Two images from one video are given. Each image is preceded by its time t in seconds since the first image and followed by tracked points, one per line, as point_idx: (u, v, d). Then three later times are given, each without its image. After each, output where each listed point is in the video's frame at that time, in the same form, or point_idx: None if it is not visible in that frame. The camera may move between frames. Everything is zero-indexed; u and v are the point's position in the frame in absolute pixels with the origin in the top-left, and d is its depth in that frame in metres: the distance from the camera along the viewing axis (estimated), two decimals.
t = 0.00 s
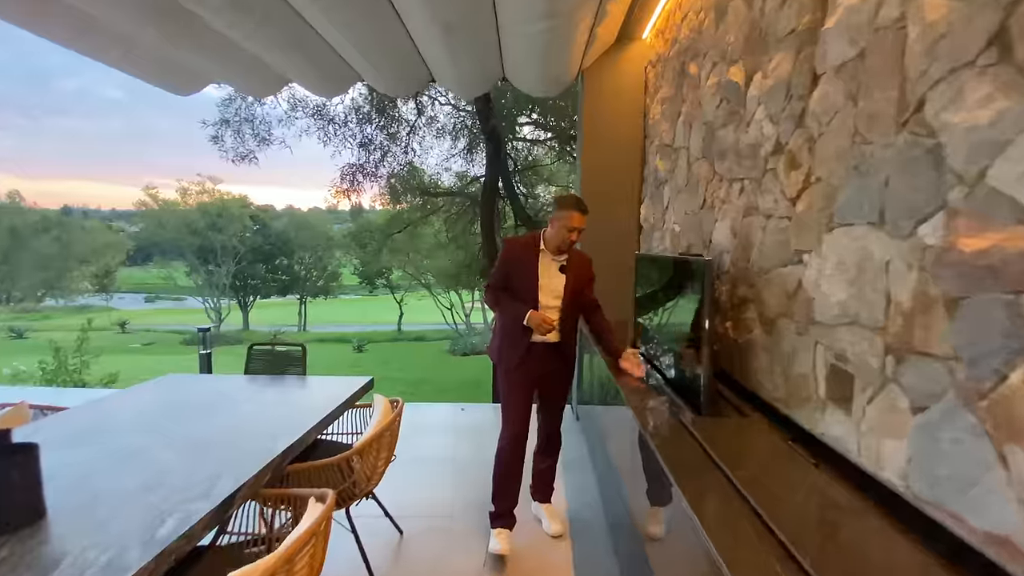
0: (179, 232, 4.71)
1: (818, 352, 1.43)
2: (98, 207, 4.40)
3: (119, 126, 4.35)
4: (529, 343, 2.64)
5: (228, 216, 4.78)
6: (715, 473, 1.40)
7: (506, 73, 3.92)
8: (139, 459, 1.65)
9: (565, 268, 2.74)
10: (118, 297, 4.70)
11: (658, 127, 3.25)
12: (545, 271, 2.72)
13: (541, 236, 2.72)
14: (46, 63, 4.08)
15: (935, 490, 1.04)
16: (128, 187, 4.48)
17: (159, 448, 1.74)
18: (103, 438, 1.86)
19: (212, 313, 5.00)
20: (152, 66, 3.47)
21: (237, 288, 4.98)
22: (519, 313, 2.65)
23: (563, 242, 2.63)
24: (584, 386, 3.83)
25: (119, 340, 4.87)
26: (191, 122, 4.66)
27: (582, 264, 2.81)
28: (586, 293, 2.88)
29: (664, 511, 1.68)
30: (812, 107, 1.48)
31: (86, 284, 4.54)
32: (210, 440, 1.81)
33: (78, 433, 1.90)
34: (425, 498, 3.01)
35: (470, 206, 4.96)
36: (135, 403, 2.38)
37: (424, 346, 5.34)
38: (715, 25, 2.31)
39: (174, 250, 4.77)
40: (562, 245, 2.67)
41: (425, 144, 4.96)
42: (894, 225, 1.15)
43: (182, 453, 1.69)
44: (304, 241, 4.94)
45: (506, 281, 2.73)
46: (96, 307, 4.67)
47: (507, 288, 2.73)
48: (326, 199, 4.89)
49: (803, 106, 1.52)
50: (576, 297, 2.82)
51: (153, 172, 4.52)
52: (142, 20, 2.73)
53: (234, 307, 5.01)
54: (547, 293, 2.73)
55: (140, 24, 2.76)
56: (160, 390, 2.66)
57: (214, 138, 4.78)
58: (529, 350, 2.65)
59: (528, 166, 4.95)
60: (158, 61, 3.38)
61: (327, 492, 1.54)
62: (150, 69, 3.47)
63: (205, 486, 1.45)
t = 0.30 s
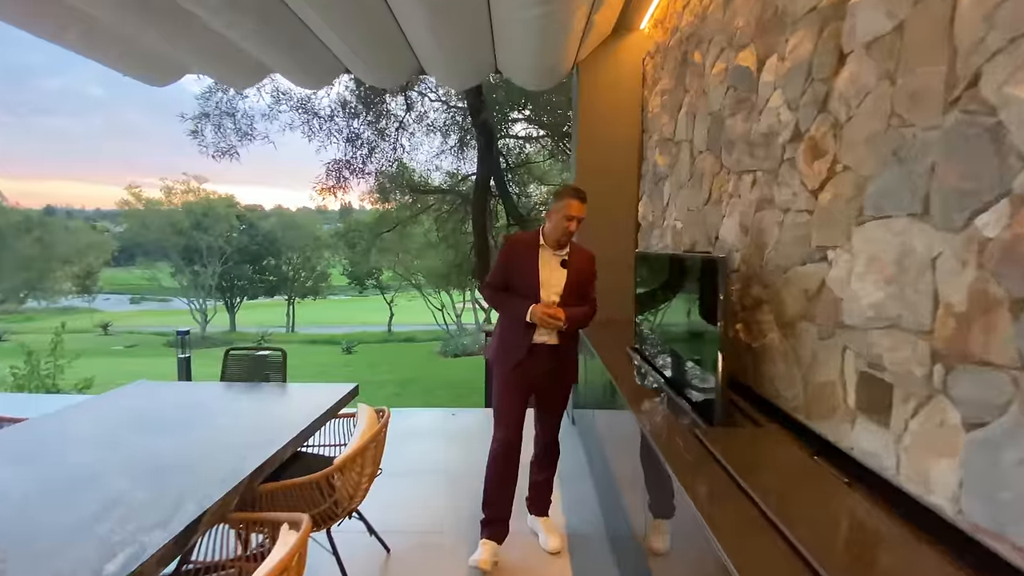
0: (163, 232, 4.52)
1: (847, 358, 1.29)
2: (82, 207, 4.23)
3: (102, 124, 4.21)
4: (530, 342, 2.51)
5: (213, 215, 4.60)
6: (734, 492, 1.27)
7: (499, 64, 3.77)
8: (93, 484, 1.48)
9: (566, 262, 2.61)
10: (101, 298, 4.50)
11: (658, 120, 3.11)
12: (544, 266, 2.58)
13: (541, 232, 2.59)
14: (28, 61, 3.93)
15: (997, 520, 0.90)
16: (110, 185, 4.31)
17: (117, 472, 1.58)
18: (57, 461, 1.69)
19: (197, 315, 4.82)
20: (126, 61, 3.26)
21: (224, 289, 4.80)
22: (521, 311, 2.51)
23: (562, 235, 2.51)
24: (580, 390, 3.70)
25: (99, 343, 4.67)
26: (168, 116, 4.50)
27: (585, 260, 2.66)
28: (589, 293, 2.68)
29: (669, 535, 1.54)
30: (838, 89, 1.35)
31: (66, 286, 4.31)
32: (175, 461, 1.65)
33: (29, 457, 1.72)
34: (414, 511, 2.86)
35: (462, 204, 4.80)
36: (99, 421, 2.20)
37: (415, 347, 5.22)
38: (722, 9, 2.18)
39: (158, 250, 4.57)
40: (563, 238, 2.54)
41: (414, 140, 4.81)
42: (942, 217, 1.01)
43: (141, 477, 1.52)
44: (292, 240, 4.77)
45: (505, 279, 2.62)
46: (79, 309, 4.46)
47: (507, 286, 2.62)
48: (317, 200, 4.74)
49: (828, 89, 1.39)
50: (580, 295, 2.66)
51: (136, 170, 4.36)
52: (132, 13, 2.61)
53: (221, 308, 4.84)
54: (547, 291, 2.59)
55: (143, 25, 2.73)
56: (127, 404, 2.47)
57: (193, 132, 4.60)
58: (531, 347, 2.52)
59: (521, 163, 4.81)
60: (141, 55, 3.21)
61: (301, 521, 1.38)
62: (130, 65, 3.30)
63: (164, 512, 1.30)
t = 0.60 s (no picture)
0: (145, 232, 4.44)
1: (877, 363, 1.16)
2: (65, 206, 4.27)
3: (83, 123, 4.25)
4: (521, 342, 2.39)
5: (197, 214, 4.51)
6: (749, 510, 1.13)
7: (487, 55, 3.67)
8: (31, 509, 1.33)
9: (559, 258, 2.47)
10: (84, 299, 4.47)
11: (654, 111, 2.99)
12: (535, 261, 2.46)
13: (532, 228, 2.47)
14: (9, 60, 4.08)
15: None
16: (92, 186, 4.32)
17: (61, 492, 1.43)
18: None
19: (181, 316, 4.67)
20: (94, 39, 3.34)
21: (209, 289, 4.65)
22: (511, 311, 2.39)
23: (553, 227, 2.37)
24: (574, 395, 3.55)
25: (80, 344, 4.62)
26: (140, 106, 4.38)
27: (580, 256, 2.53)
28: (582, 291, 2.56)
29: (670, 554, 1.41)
30: (863, 64, 1.21)
31: (48, 285, 4.35)
32: (127, 479, 1.49)
33: None
34: (398, 524, 2.72)
35: (449, 201, 4.65)
36: (71, 425, 2.07)
37: (404, 348, 5.08)
38: None
39: (139, 250, 4.49)
40: (555, 231, 2.40)
41: (402, 135, 4.63)
42: (993, 203, 0.88)
43: (84, 500, 1.37)
44: (278, 241, 4.63)
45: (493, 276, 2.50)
46: (60, 310, 4.48)
47: (497, 284, 2.49)
48: (307, 201, 4.58)
49: (850, 65, 1.26)
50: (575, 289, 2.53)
51: (119, 169, 4.35)
52: (117, 7, 2.85)
53: (205, 309, 4.67)
54: (539, 287, 2.46)
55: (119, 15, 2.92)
56: (92, 409, 2.32)
57: (168, 124, 4.45)
58: (520, 351, 2.41)
59: (511, 160, 4.66)
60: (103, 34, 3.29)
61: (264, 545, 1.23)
62: (101, 44, 3.40)
63: (103, 542, 1.16)
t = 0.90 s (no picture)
0: (128, 232, 4.27)
1: (910, 372, 1.04)
2: (48, 206, 4.12)
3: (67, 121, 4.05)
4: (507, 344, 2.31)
5: (181, 215, 4.33)
6: (769, 541, 1.02)
7: (477, 46, 3.55)
8: None
9: (543, 256, 2.38)
10: (66, 301, 4.34)
11: (650, 103, 2.87)
12: (518, 259, 2.36)
13: (512, 225, 2.38)
14: None
15: None
16: (74, 186, 4.14)
17: None
18: None
19: (166, 317, 4.51)
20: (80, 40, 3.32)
21: (194, 291, 4.49)
22: (492, 310, 2.31)
23: (533, 222, 2.30)
24: (566, 399, 3.43)
25: (61, 347, 4.44)
26: (113, 99, 4.18)
27: (562, 253, 2.46)
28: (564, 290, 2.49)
29: None
30: (892, 38, 1.09)
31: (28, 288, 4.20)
32: (75, 508, 1.38)
33: None
34: (383, 538, 2.57)
35: (439, 198, 4.51)
36: (46, 437, 1.98)
37: (394, 350, 4.87)
38: None
39: (124, 252, 4.32)
40: (536, 226, 2.32)
41: (387, 129, 4.50)
42: None
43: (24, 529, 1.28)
44: (265, 241, 4.47)
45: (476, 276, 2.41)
46: (42, 313, 4.32)
47: (480, 285, 2.40)
48: (295, 202, 4.46)
49: (878, 39, 1.13)
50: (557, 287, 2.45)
51: (103, 169, 4.17)
52: (105, 7, 2.85)
53: (191, 311, 4.53)
54: (522, 285, 2.37)
55: (106, 14, 2.90)
56: (48, 425, 2.14)
57: (142, 118, 4.25)
58: (506, 352, 2.32)
59: (501, 158, 4.54)
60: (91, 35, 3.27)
61: None
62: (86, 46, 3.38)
63: None
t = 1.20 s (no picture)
0: (112, 233, 4.14)
1: (938, 382, 0.95)
2: (32, 206, 4.02)
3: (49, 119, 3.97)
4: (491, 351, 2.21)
5: (166, 214, 4.20)
6: (781, 562, 0.93)
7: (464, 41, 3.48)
8: None
9: (527, 259, 2.32)
10: (50, 303, 4.20)
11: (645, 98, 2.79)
12: (501, 265, 2.30)
13: (492, 230, 2.31)
14: None
15: None
16: (57, 185, 4.03)
17: None
18: None
19: (150, 320, 4.36)
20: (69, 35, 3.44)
21: (179, 292, 4.35)
22: (476, 317, 2.22)
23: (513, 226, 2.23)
24: (559, 403, 3.34)
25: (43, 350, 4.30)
26: (87, 93, 4.08)
27: (545, 251, 2.38)
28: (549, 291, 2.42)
29: None
30: (916, 19, 1.00)
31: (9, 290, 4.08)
32: (24, 531, 1.27)
33: None
34: (369, 548, 2.47)
35: (429, 197, 4.41)
36: (17, 448, 1.87)
37: (384, 352, 4.69)
38: None
39: (108, 253, 4.19)
40: (515, 227, 2.26)
41: (374, 126, 4.39)
42: None
43: None
44: (253, 242, 4.35)
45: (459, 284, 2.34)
46: (23, 315, 4.20)
47: (464, 292, 2.33)
48: (283, 202, 4.35)
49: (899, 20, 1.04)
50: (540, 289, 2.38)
51: (87, 168, 4.07)
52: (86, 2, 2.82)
53: (177, 313, 4.39)
54: (506, 290, 2.29)
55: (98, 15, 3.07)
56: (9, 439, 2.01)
57: (120, 114, 4.19)
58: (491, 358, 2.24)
59: (492, 157, 4.46)
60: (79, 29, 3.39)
61: None
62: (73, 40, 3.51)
63: None
